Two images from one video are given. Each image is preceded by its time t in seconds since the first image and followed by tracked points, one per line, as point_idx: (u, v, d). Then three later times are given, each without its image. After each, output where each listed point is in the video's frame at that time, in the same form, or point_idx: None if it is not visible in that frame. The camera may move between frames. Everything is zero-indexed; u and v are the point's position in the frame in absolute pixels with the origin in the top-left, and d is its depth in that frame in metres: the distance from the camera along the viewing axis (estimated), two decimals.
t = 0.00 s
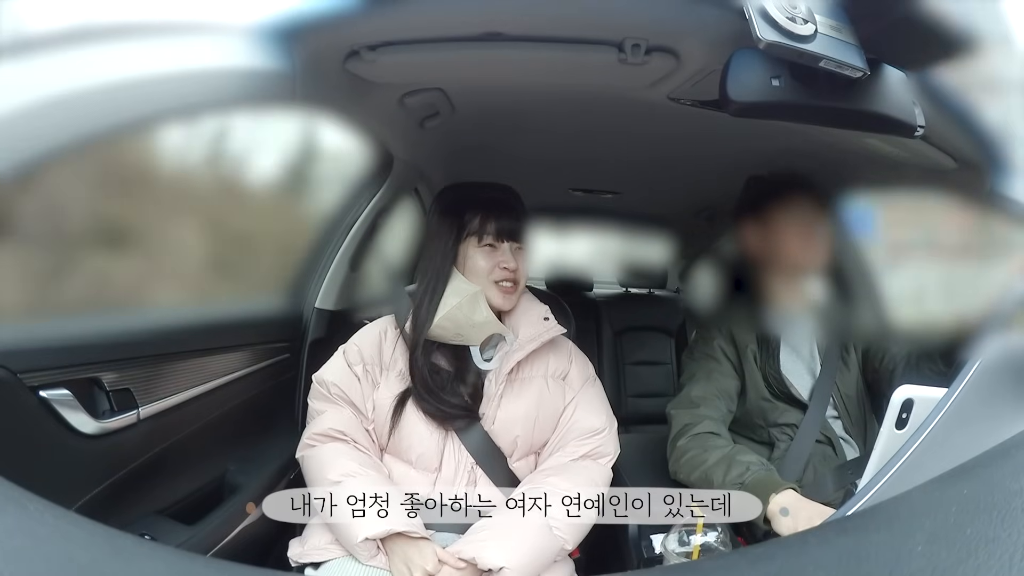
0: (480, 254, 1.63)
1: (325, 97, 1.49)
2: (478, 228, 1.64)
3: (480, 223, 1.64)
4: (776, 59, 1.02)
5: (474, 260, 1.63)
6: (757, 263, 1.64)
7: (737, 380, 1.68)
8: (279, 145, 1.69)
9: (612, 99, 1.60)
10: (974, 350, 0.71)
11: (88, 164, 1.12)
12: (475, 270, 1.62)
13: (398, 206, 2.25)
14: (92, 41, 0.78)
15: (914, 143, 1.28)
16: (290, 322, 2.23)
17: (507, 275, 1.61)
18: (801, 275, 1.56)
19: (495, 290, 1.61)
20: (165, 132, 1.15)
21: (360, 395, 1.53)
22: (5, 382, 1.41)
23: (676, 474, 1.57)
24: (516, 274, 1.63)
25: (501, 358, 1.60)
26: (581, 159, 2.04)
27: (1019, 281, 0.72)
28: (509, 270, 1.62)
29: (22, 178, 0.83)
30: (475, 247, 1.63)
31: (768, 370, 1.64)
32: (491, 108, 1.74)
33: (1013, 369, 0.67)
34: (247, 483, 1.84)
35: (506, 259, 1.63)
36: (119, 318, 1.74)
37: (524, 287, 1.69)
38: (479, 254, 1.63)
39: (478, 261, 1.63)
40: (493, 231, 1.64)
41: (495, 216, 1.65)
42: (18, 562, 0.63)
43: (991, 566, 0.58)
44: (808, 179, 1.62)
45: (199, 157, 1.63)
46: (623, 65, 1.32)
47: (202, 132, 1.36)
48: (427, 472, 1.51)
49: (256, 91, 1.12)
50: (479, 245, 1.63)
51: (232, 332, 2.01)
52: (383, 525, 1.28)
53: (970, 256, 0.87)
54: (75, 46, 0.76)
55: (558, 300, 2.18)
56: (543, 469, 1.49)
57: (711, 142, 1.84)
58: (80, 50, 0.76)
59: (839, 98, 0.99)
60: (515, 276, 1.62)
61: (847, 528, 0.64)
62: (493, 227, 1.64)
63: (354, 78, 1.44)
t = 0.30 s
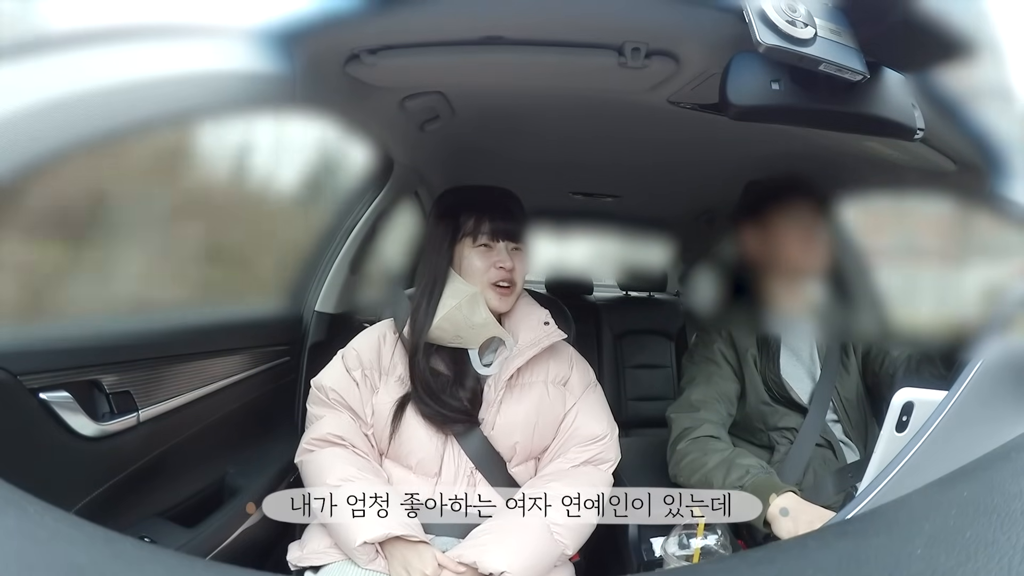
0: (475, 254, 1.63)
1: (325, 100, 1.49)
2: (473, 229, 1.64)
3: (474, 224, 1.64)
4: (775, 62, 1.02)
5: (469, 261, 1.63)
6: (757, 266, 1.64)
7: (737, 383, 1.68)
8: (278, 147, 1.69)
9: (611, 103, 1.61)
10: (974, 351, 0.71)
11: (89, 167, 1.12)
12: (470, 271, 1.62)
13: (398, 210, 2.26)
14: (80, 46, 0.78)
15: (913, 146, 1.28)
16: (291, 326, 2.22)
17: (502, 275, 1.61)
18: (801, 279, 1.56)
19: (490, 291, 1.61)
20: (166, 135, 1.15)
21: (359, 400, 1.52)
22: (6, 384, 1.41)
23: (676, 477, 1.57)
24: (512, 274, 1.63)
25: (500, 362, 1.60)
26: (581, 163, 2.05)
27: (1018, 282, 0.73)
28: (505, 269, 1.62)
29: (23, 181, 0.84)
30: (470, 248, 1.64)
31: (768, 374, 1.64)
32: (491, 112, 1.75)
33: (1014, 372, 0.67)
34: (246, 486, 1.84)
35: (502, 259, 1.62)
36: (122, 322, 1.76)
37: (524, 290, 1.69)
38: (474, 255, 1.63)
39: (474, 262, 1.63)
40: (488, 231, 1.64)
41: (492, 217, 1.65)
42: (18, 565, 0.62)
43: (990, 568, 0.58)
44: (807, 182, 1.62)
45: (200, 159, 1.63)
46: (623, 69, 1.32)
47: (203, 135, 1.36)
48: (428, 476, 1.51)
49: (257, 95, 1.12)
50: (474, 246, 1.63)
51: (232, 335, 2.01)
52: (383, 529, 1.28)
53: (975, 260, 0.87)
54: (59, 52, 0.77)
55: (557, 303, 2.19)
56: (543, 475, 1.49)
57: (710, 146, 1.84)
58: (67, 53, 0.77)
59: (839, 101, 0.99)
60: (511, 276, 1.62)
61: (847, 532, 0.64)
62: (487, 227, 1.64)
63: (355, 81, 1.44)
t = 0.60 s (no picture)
0: (474, 255, 1.63)
1: (326, 102, 1.49)
2: (472, 230, 1.64)
3: (474, 224, 1.64)
4: (775, 64, 1.02)
5: (468, 261, 1.63)
6: (760, 267, 1.64)
7: (738, 385, 1.68)
8: (278, 146, 1.70)
9: (611, 105, 1.61)
10: (976, 351, 0.71)
11: (89, 168, 1.12)
12: (470, 271, 1.62)
13: (399, 211, 2.26)
14: (79, 48, 0.79)
15: (912, 147, 1.28)
16: (291, 326, 2.22)
17: (500, 274, 1.61)
18: (802, 280, 1.56)
19: (489, 291, 1.61)
20: (166, 137, 1.15)
21: (359, 402, 1.52)
22: (6, 385, 1.41)
23: (677, 479, 1.57)
24: (511, 273, 1.62)
25: (501, 363, 1.59)
26: (581, 165, 2.05)
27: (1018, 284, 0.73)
28: (504, 269, 1.62)
29: (24, 183, 0.84)
30: (468, 249, 1.64)
31: (769, 375, 1.64)
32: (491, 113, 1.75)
33: (1016, 374, 0.67)
34: (247, 488, 1.84)
35: (500, 260, 1.62)
36: (120, 323, 1.76)
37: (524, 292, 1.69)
38: (473, 256, 1.63)
39: (472, 262, 1.62)
40: (486, 232, 1.64)
41: (490, 218, 1.65)
42: (16, 566, 0.62)
43: (989, 570, 0.58)
44: (810, 183, 1.61)
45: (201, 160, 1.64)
46: (622, 71, 1.32)
47: (203, 137, 1.37)
48: (428, 478, 1.50)
49: (257, 97, 1.12)
50: (473, 246, 1.63)
51: (233, 337, 2.01)
52: (383, 530, 1.28)
53: (982, 261, 0.86)
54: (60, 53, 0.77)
55: (558, 304, 2.19)
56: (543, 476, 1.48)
57: (710, 148, 1.85)
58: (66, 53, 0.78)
59: (838, 103, 0.99)
60: (510, 275, 1.62)
61: (846, 534, 0.64)
62: (486, 228, 1.64)
63: (355, 84, 1.44)
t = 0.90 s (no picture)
0: (467, 255, 1.62)
1: (326, 103, 1.49)
2: (465, 230, 1.64)
3: (467, 224, 1.64)
4: (775, 65, 1.02)
5: (462, 261, 1.63)
6: (759, 268, 1.63)
7: (738, 386, 1.68)
8: (277, 147, 1.70)
9: (611, 106, 1.61)
10: (976, 352, 0.71)
11: (90, 169, 1.12)
12: (463, 271, 1.62)
13: (399, 212, 2.26)
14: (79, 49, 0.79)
15: (912, 148, 1.28)
16: (291, 327, 2.22)
17: (492, 275, 1.61)
18: (801, 281, 1.56)
19: (483, 291, 1.60)
20: (166, 138, 1.15)
21: (357, 403, 1.52)
22: (6, 386, 1.41)
23: (676, 480, 1.57)
24: (505, 272, 1.62)
25: (503, 363, 1.58)
26: (581, 166, 2.05)
27: (1016, 285, 0.73)
28: (497, 269, 1.61)
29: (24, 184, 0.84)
30: (463, 248, 1.63)
31: (768, 377, 1.64)
32: (491, 115, 1.75)
33: (1016, 374, 0.67)
34: (246, 488, 1.84)
35: (494, 260, 1.62)
36: (117, 324, 1.76)
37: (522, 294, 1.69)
38: (467, 256, 1.63)
39: (466, 262, 1.62)
40: (480, 232, 1.64)
41: (484, 219, 1.65)
42: (18, 566, 0.62)
43: (989, 571, 0.58)
44: (809, 184, 1.61)
45: (201, 160, 1.64)
46: (622, 72, 1.33)
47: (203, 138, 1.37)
48: (428, 479, 1.50)
49: (258, 98, 1.12)
50: (466, 247, 1.63)
51: (233, 338, 2.01)
52: (382, 532, 1.28)
53: (984, 261, 0.86)
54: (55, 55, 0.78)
55: (557, 305, 2.18)
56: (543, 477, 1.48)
57: (710, 149, 1.85)
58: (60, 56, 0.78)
59: (838, 104, 0.99)
60: (504, 275, 1.61)
61: (846, 534, 0.64)
62: (479, 228, 1.64)
63: (355, 85, 1.44)
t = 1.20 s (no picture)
0: (473, 256, 1.63)
1: (326, 103, 1.49)
2: (472, 230, 1.64)
3: (474, 225, 1.65)
4: (775, 65, 1.02)
5: (467, 262, 1.63)
6: (757, 268, 1.64)
7: (738, 386, 1.68)
8: (276, 147, 1.70)
9: (611, 106, 1.61)
10: (976, 352, 0.72)
11: (90, 169, 1.12)
12: (468, 272, 1.62)
13: (399, 211, 2.26)
14: (77, 49, 0.79)
15: (912, 148, 1.28)
16: (292, 327, 2.22)
17: (498, 276, 1.61)
18: (800, 281, 1.56)
19: (486, 292, 1.61)
20: (166, 138, 1.15)
21: (358, 403, 1.52)
22: (6, 386, 1.41)
23: (677, 480, 1.57)
24: (510, 275, 1.62)
25: (503, 362, 1.58)
26: (581, 166, 2.05)
27: (1015, 284, 0.73)
28: (502, 272, 1.62)
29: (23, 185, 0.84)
30: (468, 249, 1.64)
31: (769, 377, 1.64)
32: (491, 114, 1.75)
33: (1015, 374, 0.67)
34: (246, 488, 1.84)
35: (499, 262, 1.62)
36: (118, 324, 1.76)
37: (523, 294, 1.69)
38: (472, 256, 1.63)
39: (471, 263, 1.62)
40: (486, 233, 1.64)
41: (490, 220, 1.65)
42: (17, 566, 0.62)
43: (988, 571, 0.58)
44: (808, 183, 1.61)
45: (200, 159, 1.64)
46: (622, 72, 1.32)
47: (204, 138, 1.37)
48: (428, 479, 1.50)
49: (257, 98, 1.12)
50: (472, 247, 1.63)
51: (233, 338, 2.01)
52: (382, 532, 1.28)
53: (985, 260, 0.86)
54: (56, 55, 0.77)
55: (558, 306, 2.18)
56: (543, 477, 1.48)
57: (710, 149, 1.85)
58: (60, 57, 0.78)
59: (838, 103, 0.99)
60: (509, 277, 1.62)
61: (845, 535, 0.64)
62: (486, 229, 1.64)
63: (355, 85, 1.44)
